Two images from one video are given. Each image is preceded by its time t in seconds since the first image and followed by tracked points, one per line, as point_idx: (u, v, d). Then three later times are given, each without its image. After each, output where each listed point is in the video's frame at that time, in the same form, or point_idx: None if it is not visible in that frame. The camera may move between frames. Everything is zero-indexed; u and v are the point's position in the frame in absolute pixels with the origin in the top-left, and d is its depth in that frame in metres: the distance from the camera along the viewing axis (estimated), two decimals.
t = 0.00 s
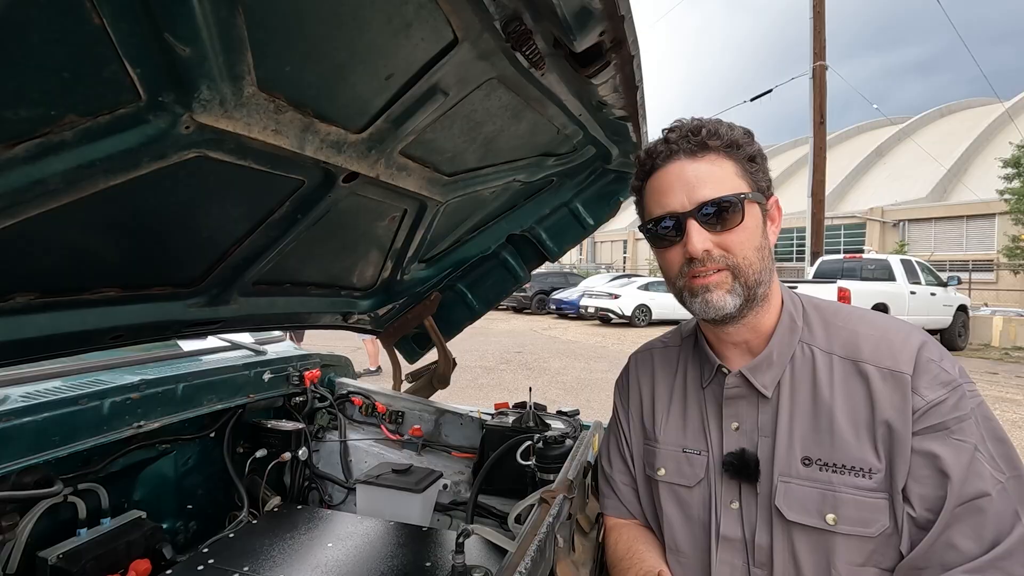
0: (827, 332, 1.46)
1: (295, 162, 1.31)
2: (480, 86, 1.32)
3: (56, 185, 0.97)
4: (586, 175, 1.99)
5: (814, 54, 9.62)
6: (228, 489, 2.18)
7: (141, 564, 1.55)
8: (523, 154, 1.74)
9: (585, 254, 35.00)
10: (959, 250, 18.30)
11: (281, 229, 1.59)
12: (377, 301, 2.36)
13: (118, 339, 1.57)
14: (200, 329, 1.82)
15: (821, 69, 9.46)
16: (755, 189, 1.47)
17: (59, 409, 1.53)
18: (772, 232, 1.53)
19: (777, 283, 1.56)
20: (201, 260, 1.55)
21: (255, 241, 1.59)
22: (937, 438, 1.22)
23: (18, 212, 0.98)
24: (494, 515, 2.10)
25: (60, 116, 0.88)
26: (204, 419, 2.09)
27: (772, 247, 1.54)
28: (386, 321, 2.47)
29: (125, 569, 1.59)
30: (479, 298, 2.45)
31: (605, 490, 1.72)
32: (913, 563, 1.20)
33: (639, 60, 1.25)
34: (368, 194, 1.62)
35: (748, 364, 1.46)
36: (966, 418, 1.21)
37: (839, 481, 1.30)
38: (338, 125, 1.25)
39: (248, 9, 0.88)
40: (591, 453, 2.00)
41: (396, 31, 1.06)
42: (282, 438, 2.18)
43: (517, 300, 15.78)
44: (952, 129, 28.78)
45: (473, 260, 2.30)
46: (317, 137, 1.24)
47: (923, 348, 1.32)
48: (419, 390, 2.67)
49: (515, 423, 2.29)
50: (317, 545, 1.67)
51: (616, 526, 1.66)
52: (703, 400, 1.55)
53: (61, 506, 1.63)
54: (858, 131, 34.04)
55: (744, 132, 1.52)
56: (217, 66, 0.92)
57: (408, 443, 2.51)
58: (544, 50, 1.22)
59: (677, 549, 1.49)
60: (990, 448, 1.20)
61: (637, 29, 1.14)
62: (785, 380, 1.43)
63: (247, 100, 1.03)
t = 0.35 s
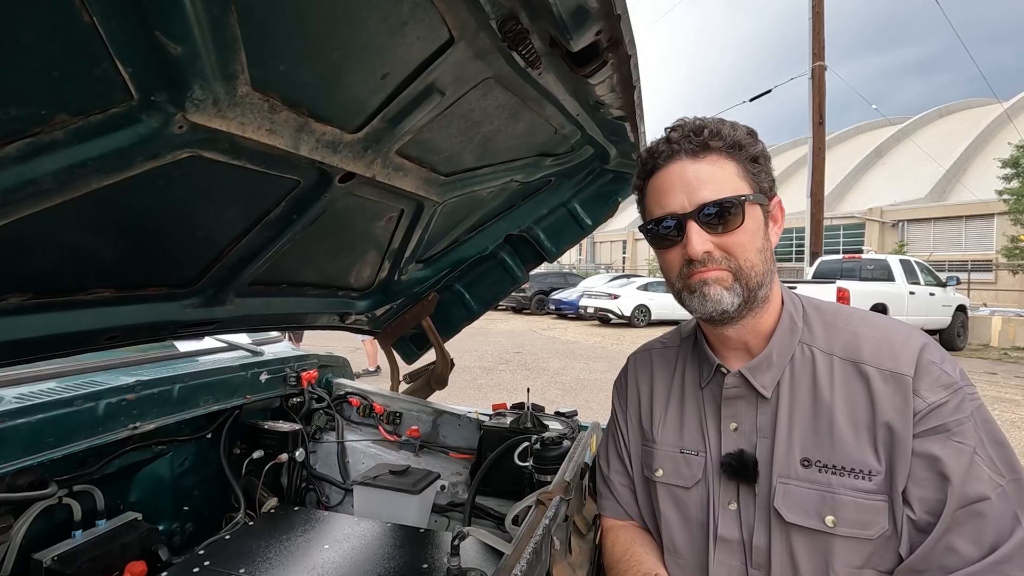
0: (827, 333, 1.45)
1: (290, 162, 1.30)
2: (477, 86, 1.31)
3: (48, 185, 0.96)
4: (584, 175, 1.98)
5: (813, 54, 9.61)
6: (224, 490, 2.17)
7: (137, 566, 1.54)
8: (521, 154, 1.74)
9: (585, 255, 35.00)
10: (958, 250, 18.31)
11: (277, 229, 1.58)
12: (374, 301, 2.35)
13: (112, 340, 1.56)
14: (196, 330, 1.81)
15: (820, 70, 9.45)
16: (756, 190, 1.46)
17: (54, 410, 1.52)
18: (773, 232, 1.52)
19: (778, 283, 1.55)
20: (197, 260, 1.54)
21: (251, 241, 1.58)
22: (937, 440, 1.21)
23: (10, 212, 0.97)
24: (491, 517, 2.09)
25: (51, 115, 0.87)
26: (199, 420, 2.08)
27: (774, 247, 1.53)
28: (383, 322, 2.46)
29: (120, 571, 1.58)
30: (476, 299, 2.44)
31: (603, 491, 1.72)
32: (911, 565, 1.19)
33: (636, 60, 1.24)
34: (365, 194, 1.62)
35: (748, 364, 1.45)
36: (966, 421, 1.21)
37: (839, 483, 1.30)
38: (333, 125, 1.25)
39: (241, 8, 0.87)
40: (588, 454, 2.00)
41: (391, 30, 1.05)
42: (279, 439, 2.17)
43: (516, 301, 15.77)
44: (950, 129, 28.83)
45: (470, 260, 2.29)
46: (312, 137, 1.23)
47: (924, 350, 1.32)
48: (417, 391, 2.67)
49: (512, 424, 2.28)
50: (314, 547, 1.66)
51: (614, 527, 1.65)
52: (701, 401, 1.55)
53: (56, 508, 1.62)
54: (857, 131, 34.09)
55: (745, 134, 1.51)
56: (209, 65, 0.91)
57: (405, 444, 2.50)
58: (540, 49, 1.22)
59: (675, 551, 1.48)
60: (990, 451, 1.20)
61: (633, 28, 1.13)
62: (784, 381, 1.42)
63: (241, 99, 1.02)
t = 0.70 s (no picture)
0: (827, 334, 1.45)
1: (287, 162, 1.30)
2: (475, 86, 1.31)
3: (42, 185, 0.96)
4: (583, 175, 1.98)
5: (812, 54, 9.61)
6: (222, 491, 2.16)
7: (134, 568, 1.54)
8: (520, 154, 1.73)
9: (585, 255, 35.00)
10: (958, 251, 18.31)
11: (275, 229, 1.58)
12: (373, 301, 2.34)
13: (109, 341, 1.55)
14: (193, 330, 1.80)
15: (820, 70, 9.45)
16: (756, 190, 1.46)
17: (51, 411, 1.52)
18: (773, 233, 1.52)
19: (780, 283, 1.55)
20: (194, 260, 1.54)
21: (249, 241, 1.57)
22: (938, 441, 1.21)
23: (4, 213, 0.97)
24: (490, 518, 2.09)
25: (46, 114, 0.87)
26: (197, 421, 2.07)
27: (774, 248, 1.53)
28: (382, 322, 2.46)
29: (118, 572, 1.57)
30: (475, 299, 2.43)
31: (602, 493, 1.71)
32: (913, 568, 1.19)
33: (635, 59, 1.23)
34: (363, 194, 1.61)
35: (748, 365, 1.45)
36: (968, 422, 1.20)
37: (840, 484, 1.29)
38: (331, 125, 1.24)
39: (237, 7, 0.87)
40: (586, 455, 1.99)
41: (389, 29, 1.05)
42: (278, 440, 2.17)
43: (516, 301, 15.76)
44: (950, 129, 28.83)
45: (469, 260, 2.29)
46: (310, 136, 1.23)
47: (925, 350, 1.31)
48: (416, 391, 2.66)
49: (511, 425, 2.27)
50: (312, 549, 1.66)
51: (613, 529, 1.64)
52: (701, 402, 1.54)
53: (53, 509, 1.62)
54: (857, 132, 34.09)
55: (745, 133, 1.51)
56: (205, 65, 0.91)
57: (404, 445, 2.50)
58: (539, 49, 1.21)
59: (675, 553, 1.48)
60: (993, 452, 1.19)
61: (632, 28, 1.13)
62: (784, 382, 1.42)
63: (237, 99, 1.02)
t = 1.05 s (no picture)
0: (826, 334, 1.44)
1: (286, 162, 1.29)
2: (475, 86, 1.31)
3: (39, 185, 0.95)
4: (583, 175, 1.97)
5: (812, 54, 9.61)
6: (221, 491, 2.16)
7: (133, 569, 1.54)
8: (519, 154, 1.73)
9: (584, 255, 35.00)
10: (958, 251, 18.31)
11: (274, 229, 1.57)
12: (372, 302, 2.34)
13: (108, 341, 1.55)
14: (193, 331, 1.80)
15: (819, 70, 9.45)
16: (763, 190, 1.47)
17: (49, 411, 1.51)
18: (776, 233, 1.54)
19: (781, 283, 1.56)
20: (192, 260, 1.53)
21: (248, 241, 1.57)
22: (937, 441, 1.20)
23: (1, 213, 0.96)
24: (489, 518, 2.09)
25: (43, 114, 0.87)
26: (196, 422, 2.06)
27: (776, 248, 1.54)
28: (382, 322, 2.45)
29: (116, 573, 1.57)
30: (475, 299, 2.43)
31: (602, 494, 1.71)
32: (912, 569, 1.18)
33: (635, 59, 1.23)
34: (362, 194, 1.61)
35: (746, 366, 1.45)
36: (966, 421, 1.20)
37: (838, 485, 1.29)
38: (330, 125, 1.24)
39: (235, 7, 0.86)
40: (586, 455, 1.98)
41: (388, 29, 1.04)
42: (277, 440, 2.17)
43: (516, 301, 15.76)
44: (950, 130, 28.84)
45: (469, 260, 2.28)
46: (309, 136, 1.22)
47: (924, 350, 1.31)
48: (415, 392, 2.66)
49: (511, 426, 2.27)
50: (311, 549, 1.66)
51: (613, 530, 1.64)
52: (700, 403, 1.54)
53: (51, 509, 1.62)
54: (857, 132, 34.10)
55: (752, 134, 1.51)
56: (203, 64, 0.91)
57: (403, 446, 2.49)
58: (538, 49, 1.21)
59: (674, 554, 1.48)
60: (992, 451, 1.19)
61: (632, 27, 1.12)
62: (783, 383, 1.42)
63: (236, 99, 1.02)
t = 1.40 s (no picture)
0: (826, 334, 1.44)
1: (287, 162, 1.29)
2: (476, 85, 1.31)
3: (40, 185, 0.95)
4: (583, 175, 1.98)
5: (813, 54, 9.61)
6: (222, 490, 2.16)
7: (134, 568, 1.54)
8: (520, 154, 1.73)
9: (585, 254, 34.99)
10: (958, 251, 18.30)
11: (275, 229, 1.57)
12: (372, 302, 2.34)
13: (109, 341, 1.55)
14: (193, 330, 1.80)
15: (820, 69, 9.45)
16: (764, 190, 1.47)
17: (50, 411, 1.52)
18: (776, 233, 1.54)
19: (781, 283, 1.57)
20: (193, 260, 1.53)
21: (248, 241, 1.57)
22: (937, 441, 1.20)
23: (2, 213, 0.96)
24: (490, 518, 2.09)
25: (44, 114, 0.87)
26: (197, 422, 2.07)
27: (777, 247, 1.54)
28: (382, 322, 2.46)
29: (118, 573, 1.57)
30: (475, 299, 2.43)
31: (603, 493, 1.71)
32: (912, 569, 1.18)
33: (636, 59, 1.23)
34: (363, 194, 1.61)
35: (744, 366, 1.45)
36: (966, 422, 1.20)
37: (837, 486, 1.29)
38: (330, 125, 1.24)
39: (237, 6, 0.86)
40: (587, 455, 1.98)
41: (388, 29, 1.05)
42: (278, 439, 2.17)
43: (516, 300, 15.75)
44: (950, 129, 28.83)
45: (469, 260, 2.28)
46: (310, 136, 1.22)
47: (924, 350, 1.31)
48: (416, 391, 2.66)
49: (511, 425, 2.27)
50: (312, 549, 1.66)
51: (614, 529, 1.64)
52: (700, 403, 1.54)
53: (52, 509, 1.62)
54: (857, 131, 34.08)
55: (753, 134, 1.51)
56: (205, 64, 0.91)
57: (404, 445, 2.49)
58: (539, 48, 1.21)
59: (673, 554, 1.48)
60: (992, 452, 1.19)
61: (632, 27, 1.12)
62: (782, 383, 1.42)
63: (237, 99, 1.02)
